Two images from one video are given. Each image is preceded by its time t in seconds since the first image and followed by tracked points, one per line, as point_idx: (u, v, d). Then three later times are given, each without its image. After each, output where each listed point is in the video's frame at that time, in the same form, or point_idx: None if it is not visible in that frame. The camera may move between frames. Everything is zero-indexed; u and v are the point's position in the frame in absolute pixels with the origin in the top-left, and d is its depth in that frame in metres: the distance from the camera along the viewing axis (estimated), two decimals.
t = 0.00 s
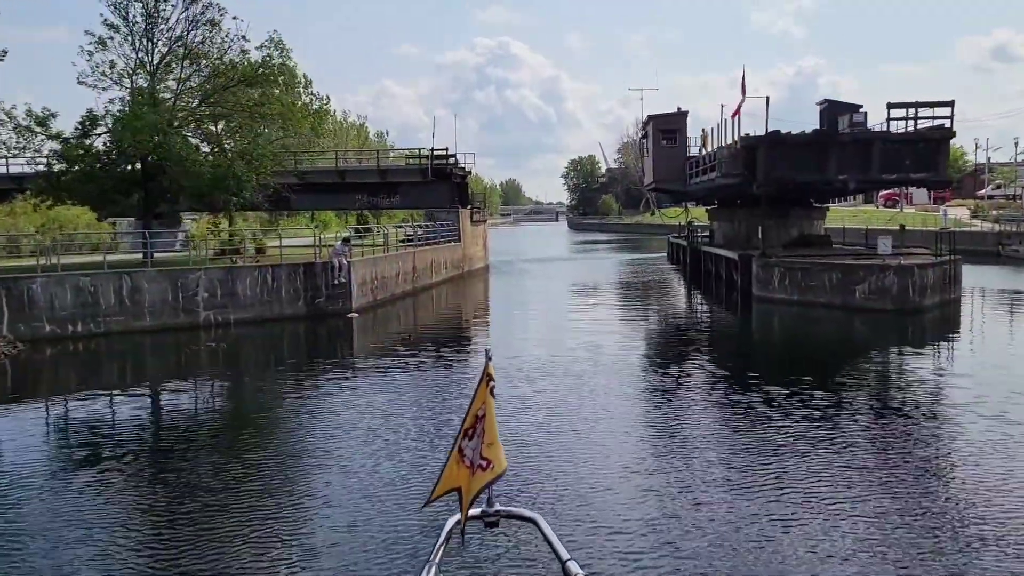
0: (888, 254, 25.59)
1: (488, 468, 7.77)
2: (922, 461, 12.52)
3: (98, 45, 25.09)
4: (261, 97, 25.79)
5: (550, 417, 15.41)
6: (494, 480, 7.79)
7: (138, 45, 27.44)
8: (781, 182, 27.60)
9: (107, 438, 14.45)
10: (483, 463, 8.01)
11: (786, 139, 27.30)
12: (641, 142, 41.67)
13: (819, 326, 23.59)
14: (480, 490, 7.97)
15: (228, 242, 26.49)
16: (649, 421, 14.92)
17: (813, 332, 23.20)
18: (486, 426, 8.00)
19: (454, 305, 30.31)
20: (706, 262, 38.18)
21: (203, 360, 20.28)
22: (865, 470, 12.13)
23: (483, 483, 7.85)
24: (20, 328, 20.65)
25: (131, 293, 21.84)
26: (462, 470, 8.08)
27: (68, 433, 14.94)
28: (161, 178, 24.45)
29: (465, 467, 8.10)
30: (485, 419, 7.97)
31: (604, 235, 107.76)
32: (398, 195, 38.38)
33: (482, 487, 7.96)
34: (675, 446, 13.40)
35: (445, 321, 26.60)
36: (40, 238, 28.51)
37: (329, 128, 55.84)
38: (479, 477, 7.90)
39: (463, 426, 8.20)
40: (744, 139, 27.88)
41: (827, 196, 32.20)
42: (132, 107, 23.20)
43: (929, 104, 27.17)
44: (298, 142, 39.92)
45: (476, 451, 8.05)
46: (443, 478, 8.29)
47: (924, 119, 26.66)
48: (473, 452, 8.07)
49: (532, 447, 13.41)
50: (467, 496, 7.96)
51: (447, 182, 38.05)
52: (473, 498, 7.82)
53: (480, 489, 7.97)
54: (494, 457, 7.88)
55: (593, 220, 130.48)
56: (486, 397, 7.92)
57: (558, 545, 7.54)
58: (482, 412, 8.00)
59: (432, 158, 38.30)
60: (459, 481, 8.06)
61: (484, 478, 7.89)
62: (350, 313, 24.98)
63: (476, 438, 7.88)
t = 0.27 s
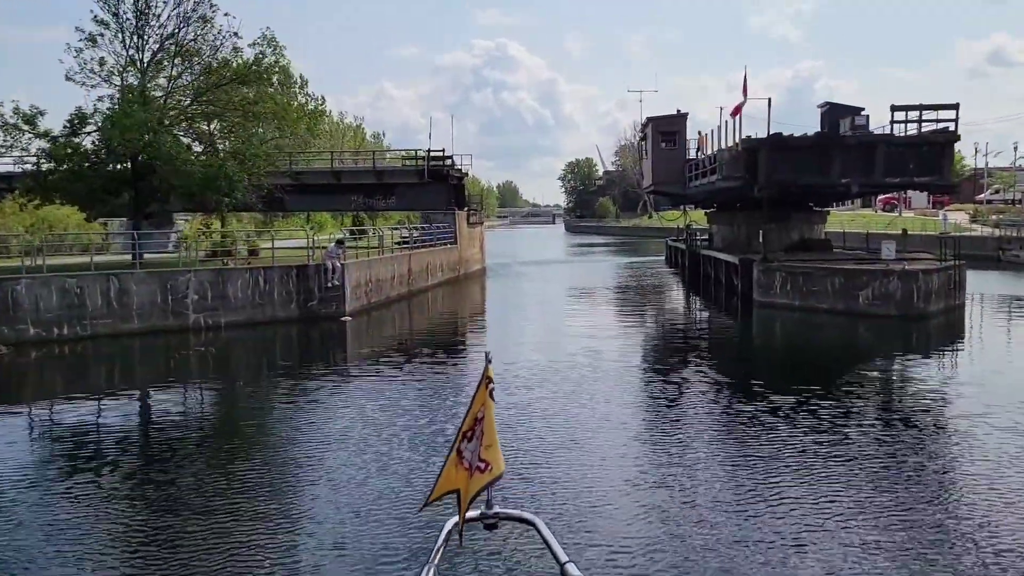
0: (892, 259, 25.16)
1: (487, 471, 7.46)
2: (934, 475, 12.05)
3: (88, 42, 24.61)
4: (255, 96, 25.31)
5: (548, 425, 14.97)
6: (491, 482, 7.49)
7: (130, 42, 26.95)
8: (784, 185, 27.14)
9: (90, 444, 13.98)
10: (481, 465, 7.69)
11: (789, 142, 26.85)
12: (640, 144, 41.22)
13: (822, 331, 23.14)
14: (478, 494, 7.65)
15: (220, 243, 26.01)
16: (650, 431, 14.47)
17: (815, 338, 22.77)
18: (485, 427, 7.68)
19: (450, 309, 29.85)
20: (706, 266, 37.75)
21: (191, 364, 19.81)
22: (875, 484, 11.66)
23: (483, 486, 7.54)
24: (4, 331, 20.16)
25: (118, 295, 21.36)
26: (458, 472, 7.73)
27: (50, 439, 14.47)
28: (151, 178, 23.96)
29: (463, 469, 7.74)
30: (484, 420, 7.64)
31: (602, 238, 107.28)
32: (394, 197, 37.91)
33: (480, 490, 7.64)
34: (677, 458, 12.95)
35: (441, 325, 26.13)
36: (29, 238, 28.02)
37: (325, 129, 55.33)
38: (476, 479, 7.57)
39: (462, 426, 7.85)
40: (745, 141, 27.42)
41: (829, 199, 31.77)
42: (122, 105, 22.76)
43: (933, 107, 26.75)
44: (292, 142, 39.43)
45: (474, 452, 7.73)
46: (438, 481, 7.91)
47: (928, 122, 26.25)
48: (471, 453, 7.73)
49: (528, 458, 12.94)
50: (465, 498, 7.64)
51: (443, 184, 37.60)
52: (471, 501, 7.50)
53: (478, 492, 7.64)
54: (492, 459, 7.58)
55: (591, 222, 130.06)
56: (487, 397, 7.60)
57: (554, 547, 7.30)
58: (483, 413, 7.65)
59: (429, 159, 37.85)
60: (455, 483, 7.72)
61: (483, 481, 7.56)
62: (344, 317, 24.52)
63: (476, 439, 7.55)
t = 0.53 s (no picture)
0: (888, 265, 24.78)
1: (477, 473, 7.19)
2: (940, 485, 11.63)
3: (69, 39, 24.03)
4: (240, 96, 24.78)
5: (539, 433, 14.50)
6: (482, 485, 7.22)
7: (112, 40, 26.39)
8: (780, 190, 26.77)
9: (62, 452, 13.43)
10: (470, 468, 7.39)
11: (784, 147, 26.43)
12: (632, 146, 40.81)
13: (818, 338, 22.73)
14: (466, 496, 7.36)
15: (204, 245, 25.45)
16: (644, 439, 14.02)
17: (811, 345, 22.35)
18: (474, 429, 7.41)
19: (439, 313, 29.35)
20: (698, 270, 37.35)
21: (171, 368, 19.26)
22: (881, 495, 11.22)
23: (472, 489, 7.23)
24: None
25: (96, 297, 20.76)
26: (446, 474, 7.47)
27: (20, 445, 13.90)
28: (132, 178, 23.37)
29: (449, 472, 7.49)
30: (473, 422, 7.38)
31: (593, 242, 106.95)
32: (384, 199, 37.38)
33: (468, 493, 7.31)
34: (672, 466, 12.50)
35: (429, 328, 25.63)
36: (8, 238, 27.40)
37: (314, 131, 54.77)
38: (466, 483, 7.30)
39: (449, 430, 7.56)
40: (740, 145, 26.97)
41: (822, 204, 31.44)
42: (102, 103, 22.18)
43: (929, 111, 26.42)
44: (279, 143, 38.84)
45: (462, 455, 7.45)
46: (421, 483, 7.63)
47: (924, 127, 25.92)
48: (458, 456, 7.46)
49: (518, 468, 12.46)
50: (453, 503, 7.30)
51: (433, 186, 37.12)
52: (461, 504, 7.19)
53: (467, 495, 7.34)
54: (483, 461, 7.29)
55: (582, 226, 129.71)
56: (475, 398, 7.34)
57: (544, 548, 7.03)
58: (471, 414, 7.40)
59: (418, 160, 37.35)
60: (442, 486, 7.45)
61: (473, 483, 7.23)
62: (330, 321, 23.99)
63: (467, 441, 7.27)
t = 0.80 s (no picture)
0: (867, 270, 24.56)
1: (454, 477, 7.45)
2: (928, 494, 11.29)
3: (32, 33, 23.32)
4: (209, 93, 24.16)
5: (515, 441, 14.03)
6: (461, 488, 7.44)
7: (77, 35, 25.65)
8: (760, 195, 26.47)
9: (13, 461, 12.77)
10: (450, 471, 7.69)
11: (763, 151, 26.18)
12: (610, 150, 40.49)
13: (798, 345, 22.40)
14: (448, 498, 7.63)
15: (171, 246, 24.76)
16: (624, 448, 13.57)
17: (789, 351, 22.05)
18: (454, 433, 7.67)
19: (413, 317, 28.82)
20: (676, 275, 37.05)
21: (134, 373, 18.61)
22: (869, 507, 10.83)
23: (452, 491, 7.52)
24: None
25: (56, 299, 20.05)
26: (430, 478, 7.75)
27: None
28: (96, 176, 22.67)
29: (431, 476, 7.78)
30: (452, 427, 7.66)
31: (569, 246, 106.65)
32: (358, 201, 36.78)
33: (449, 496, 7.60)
34: (652, 475, 12.08)
35: (403, 333, 25.10)
36: None
37: (287, 132, 53.99)
38: (447, 485, 7.56)
39: (429, 435, 7.89)
40: (719, 149, 26.70)
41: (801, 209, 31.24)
42: (66, 99, 21.48)
43: (909, 116, 26.27)
44: (251, 143, 38.15)
45: (443, 459, 7.73)
46: (412, 486, 8.00)
47: (904, 132, 25.75)
48: (439, 460, 7.75)
49: (493, 477, 11.94)
50: (434, 506, 7.61)
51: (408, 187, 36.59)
52: (441, 506, 7.46)
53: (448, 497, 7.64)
54: (462, 465, 7.54)
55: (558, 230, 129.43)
56: (452, 404, 7.64)
57: (517, 551, 7.26)
58: (449, 420, 7.71)
59: (393, 162, 36.81)
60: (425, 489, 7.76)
61: (452, 485, 7.57)
62: (301, 325, 23.40)
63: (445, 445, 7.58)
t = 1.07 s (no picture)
0: (857, 276, 24.23)
1: (443, 479, 7.55)
2: (926, 506, 10.91)
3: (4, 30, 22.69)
4: (186, 92, 23.57)
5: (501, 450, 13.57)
6: (448, 492, 7.54)
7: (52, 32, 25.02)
8: (748, 200, 26.15)
9: None
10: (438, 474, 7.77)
11: (752, 155, 25.85)
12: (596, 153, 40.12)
13: (787, 352, 22.05)
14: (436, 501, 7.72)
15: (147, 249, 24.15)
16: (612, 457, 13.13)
17: (779, 358, 21.70)
18: (441, 438, 7.76)
19: (397, 322, 28.27)
20: (662, 279, 36.69)
21: (106, 379, 18.04)
22: (868, 518, 10.45)
23: (440, 494, 7.60)
24: None
25: (26, 303, 19.43)
26: (417, 482, 7.83)
27: None
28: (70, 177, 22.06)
29: (418, 479, 7.87)
30: (439, 430, 7.76)
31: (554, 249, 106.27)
32: (341, 204, 36.22)
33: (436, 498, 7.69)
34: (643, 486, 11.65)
35: (385, 338, 24.56)
36: None
37: (270, 134, 53.33)
38: (435, 489, 7.65)
39: (416, 439, 7.97)
40: (707, 152, 26.36)
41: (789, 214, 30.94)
42: (38, 97, 20.87)
43: (899, 121, 25.98)
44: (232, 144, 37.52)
45: (430, 462, 7.82)
46: (399, 491, 8.07)
47: (894, 137, 25.46)
48: (426, 464, 7.84)
49: (479, 485, 11.46)
50: (422, 508, 7.70)
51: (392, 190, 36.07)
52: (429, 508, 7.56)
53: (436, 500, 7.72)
54: (450, 469, 7.64)
55: (543, 234, 129.04)
56: (439, 407, 7.76)
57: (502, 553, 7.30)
58: (436, 423, 7.81)
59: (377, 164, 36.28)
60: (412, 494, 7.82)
61: (440, 487, 7.65)
62: (280, 330, 22.84)
63: (432, 448, 7.68)
